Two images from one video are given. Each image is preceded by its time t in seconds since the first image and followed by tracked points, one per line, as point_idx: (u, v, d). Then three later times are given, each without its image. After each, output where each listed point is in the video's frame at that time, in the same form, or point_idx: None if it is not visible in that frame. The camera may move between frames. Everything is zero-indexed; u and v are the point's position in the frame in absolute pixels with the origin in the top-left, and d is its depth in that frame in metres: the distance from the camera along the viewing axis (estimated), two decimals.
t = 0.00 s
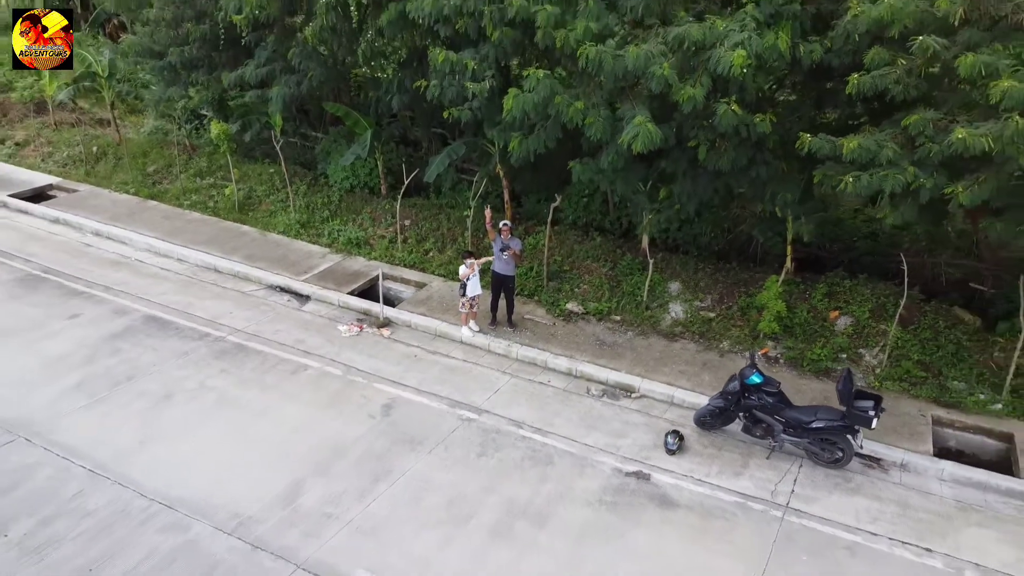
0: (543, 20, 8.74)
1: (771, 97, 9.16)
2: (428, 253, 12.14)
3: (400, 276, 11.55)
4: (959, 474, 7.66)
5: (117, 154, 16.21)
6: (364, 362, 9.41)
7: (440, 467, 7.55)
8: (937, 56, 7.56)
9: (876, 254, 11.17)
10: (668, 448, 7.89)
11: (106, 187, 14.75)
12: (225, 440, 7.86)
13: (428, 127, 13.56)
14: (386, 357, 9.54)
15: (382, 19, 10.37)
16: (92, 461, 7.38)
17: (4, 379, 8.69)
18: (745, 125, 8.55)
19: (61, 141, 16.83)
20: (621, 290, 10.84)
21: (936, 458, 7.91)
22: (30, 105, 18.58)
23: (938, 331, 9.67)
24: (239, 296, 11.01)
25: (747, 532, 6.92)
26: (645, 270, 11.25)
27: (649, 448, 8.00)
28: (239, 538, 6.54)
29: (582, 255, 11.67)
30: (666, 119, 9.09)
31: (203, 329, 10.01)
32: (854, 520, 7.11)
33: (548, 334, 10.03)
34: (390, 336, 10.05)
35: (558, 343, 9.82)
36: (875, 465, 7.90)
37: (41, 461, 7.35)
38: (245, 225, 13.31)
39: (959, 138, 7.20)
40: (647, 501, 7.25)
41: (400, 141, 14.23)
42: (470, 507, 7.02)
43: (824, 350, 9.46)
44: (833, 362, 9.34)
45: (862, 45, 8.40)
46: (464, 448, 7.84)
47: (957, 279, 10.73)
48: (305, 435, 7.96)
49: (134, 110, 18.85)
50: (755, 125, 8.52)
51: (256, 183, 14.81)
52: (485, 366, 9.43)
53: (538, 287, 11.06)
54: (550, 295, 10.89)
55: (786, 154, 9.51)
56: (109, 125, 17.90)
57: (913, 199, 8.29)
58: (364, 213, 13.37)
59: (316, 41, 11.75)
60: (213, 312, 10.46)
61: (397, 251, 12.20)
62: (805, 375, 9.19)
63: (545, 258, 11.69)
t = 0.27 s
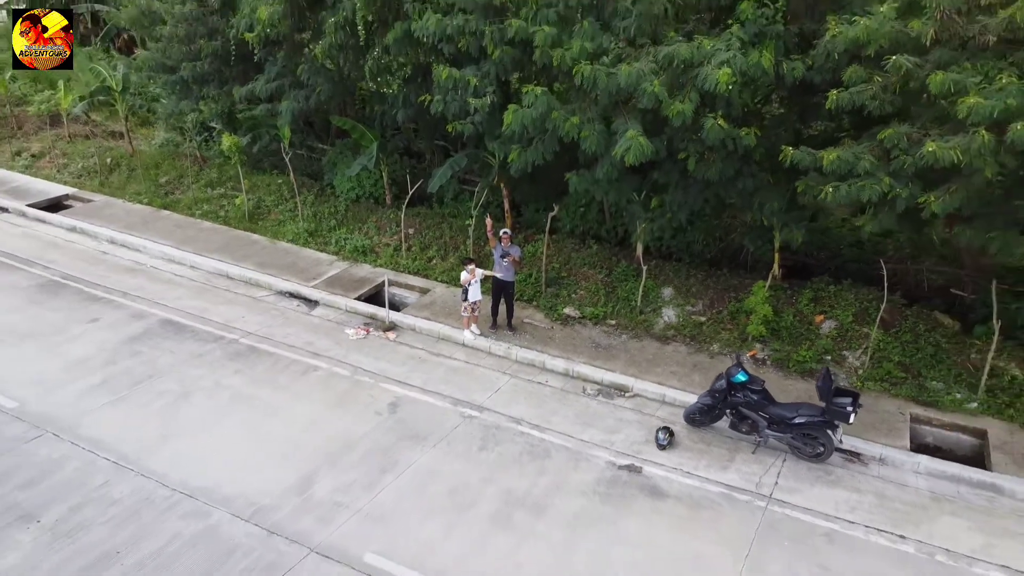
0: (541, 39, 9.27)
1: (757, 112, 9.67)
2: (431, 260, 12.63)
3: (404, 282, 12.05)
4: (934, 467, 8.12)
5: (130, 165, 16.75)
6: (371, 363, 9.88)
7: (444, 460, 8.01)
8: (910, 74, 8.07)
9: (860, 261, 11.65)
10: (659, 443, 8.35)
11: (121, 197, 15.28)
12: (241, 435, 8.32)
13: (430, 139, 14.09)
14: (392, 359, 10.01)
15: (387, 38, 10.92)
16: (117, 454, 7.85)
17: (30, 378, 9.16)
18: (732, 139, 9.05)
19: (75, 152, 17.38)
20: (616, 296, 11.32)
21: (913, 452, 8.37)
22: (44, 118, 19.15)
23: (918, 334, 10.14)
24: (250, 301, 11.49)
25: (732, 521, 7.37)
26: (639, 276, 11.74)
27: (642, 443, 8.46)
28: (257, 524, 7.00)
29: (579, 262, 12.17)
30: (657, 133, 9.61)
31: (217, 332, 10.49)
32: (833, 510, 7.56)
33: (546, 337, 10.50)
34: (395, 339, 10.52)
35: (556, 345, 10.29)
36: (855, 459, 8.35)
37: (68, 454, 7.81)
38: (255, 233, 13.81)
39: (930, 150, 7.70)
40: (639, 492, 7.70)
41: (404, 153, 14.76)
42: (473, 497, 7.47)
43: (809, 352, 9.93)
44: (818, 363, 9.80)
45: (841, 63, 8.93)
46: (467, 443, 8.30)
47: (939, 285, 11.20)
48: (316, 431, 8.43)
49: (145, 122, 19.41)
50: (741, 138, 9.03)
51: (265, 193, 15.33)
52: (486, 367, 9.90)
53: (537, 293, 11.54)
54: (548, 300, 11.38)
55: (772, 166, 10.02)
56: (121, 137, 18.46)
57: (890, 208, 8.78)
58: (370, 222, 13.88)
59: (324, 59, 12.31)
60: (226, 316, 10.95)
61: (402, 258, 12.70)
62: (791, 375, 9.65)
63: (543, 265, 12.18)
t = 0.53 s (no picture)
0: (538, 58, 9.84)
1: (744, 127, 10.21)
2: (433, 267, 13.14)
3: (408, 288, 12.55)
4: (910, 462, 8.59)
5: (142, 176, 17.31)
6: (377, 365, 10.36)
7: (447, 454, 8.48)
8: (885, 91, 8.61)
9: (845, 268, 12.16)
10: (650, 439, 8.81)
11: (134, 207, 15.82)
12: (255, 431, 8.80)
13: (433, 152, 14.63)
14: (397, 361, 10.49)
15: (393, 56, 11.51)
16: (139, 448, 8.33)
17: (54, 379, 9.65)
18: (719, 152, 9.58)
19: (89, 163, 17.94)
20: (611, 301, 11.82)
21: (890, 448, 8.84)
22: (58, 131, 19.74)
23: (899, 337, 10.62)
24: (261, 306, 12.00)
25: (718, 511, 7.83)
26: (633, 282, 12.24)
27: (634, 439, 8.93)
28: (272, 512, 7.46)
29: (576, 269, 12.67)
30: (649, 146, 10.14)
31: (230, 335, 10.98)
32: (814, 501, 8.03)
33: (544, 340, 10.99)
34: (400, 342, 11.02)
35: (554, 348, 10.78)
36: (836, 454, 8.81)
37: (93, 449, 8.28)
38: (264, 242, 14.33)
39: (903, 163, 8.22)
40: (631, 484, 8.16)
41: (407, 165, 15.31)
42: (474, 488, 7.94)
43: (795, 354, 10.41)
44: (803, 365, 10.28)
45: (822, 80, 9.46)
46: (468, 439, 8.77)
47: (921, 291, 11.61)
48: (326, 427, 8.90)
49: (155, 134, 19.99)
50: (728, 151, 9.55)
51: (273, 203, 15.86)
52: (487, 369, 10.38)
53: (535, 299, 12.04)
54: (546, 305, 11.87)
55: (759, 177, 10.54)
56: (133, 150, 19.05)
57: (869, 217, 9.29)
58: (375, 231, 14.40)
59: (332, 75, 12.89)
60: (238, 321, 11.45)
61: (405, 265, 13.21)
62: (777, 376, 10.12)
63: (541, 272, 12.68)
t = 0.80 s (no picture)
0: (537, 76, 10.41)
1: (732, 140, 10.75)
2: (436, 274, 13.67)
3: (411, 294, 13.07)
4: (888, 457, 9.06)
5: (153, 187, 17.87)
6: (383, 367, 10.85)
7: (449, 450, 8.96)
8: (862, 107, 9.16)
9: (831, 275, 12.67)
10: (642, 436, 9.29)
11: (146, 217, 16.37)
12: (268, 428, 9.29)
13: (435, 163, 15.20)
14: (402, 363, 10.99)
15: (397, 73, 12.11)
16: (159, 444, 8.82)
17: (75, 379, 10.15)
18: (707, 164, 10.12)
19: (102, 174, 18.52)
20: (606, 306, 12.34)
21: (869, 445, 9.33)
22: (72, 142, 20.35)
23: (881, 341, 11.11)
24: (271, 311, 12.51)
25: (705, 502, 8.30)
26: (628, 288, 12.75)
27: (627, 436, 9.41)
28: (285, 502, 7.94)
29: (573, 276, 13.19)
30: (641, 159, 10.68)
31: (241, 339, 11.49)
32: (795, 493, 8.50)
33: (542, 343, 11.50)
34: (404, 346, 11.52)
35: (552, 351, 11.29)
36: (818, 450, 9.29)
37: (115, 444, 8.77)
38: (273, 250, 14.87)
39: (878, 175, 8.75)
40: (623, 478, 8.63)
41: (410, 176, 15.88)
42: (475, 481, 8.42)
43: (781, 357, 10.91)
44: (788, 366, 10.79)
45: (805, 97, 10.00)
46: (470, 436, 9.26)
47: (903, 296, 11.94)
48: (335, 425, 9.39)
49: (166, 146, 20.60)
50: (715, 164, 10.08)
51: (280, 213, 16.42)
52: (488, 371, 10.87)
53: (533, 304, 12.56)
54: (543, 310, 12.38)
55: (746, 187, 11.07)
56: (145, 161, 19.65)
57: (849, 225, 9.82)
58: (379, 240, 14.94)
59: (340, 90, 13.47)
60: (249, 325, 11.96)
61: (409, 272, 13.73)
62: (764, 377, 10.61)
63: (539, 279, 13.20)
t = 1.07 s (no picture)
0: (535, 92, 10.97)
1: (721, 152, 11.30)
2: (438, 280, 14.20)
3: (415, 299, 13.60)
4: (868, 453, 9.55)
5: (165, 197, 18.44)
6: (388, 368, 11.36)
7: (452, 446, 9.46)
8: (842, 122, 9.71)
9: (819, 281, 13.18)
10: (634, 433, 9.79)
11: (158, 226, 16.93)
12: (280, 425, 9.79)
13: (437, 174, 15.76)
14: (406, 365, 11.50)
15: (402, 89, 12.69)
16: (177, 440, 9.33)
17: (96, 380, 10.66)
18: (697, 175, 10.67)
19: (115, 185, 19.09)
20: (602, 311, 12.86)
21: (851, 442, 9.82)
22: (84, 153, 20.92)
23: (865, 344, 11.61)
24: (280, 316, 13.03)
25: (693, 494, 8.80)
26: (623, 294, 13.28)
27: (620, 434, 9.90)
28: (298, 494, 8.44)
29: (571, 282, 13.72)
30: (634, 171, 11.23)
31: (252, 342, 12.01)
32: (779, 486, 8.99)
33: (540, 346, 12.01)
34: (408, 349, 12.03)
35: (549, 354, 11.80)
36: (802, 447, 9.78)
37: (136, 440, 9.28)
38: (281, 258, 15.42)
39: (856, 186, 9.30)
40: (617, 472, 9.13)
41: (414, 186, 16.42)
42: (476, 474, 8.92)
43: (769, 359, 11.41)
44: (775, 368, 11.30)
45: (789, 112, 10.55)
46: (472, 433, 9.76)
47: (887, 302, 12.43)
48: (344, 422, 9.90)
49: (175, 157, 21.17)
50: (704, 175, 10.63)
51: (288, 222, 16.97)
52: (488, 372, 11.38)
53: (532, 309, 13.08)
54: (541, 315, 12.90)
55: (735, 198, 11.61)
56: (155, 172, 20.21)
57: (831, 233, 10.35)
58: (384, 248, 15.48)
59: (346, 105, 14.04)
60: (259, 329, 12.48)
61: (412, 279, 14.27)
62: (752, 378, 11.11)
63: (538, 285, 13.73)
